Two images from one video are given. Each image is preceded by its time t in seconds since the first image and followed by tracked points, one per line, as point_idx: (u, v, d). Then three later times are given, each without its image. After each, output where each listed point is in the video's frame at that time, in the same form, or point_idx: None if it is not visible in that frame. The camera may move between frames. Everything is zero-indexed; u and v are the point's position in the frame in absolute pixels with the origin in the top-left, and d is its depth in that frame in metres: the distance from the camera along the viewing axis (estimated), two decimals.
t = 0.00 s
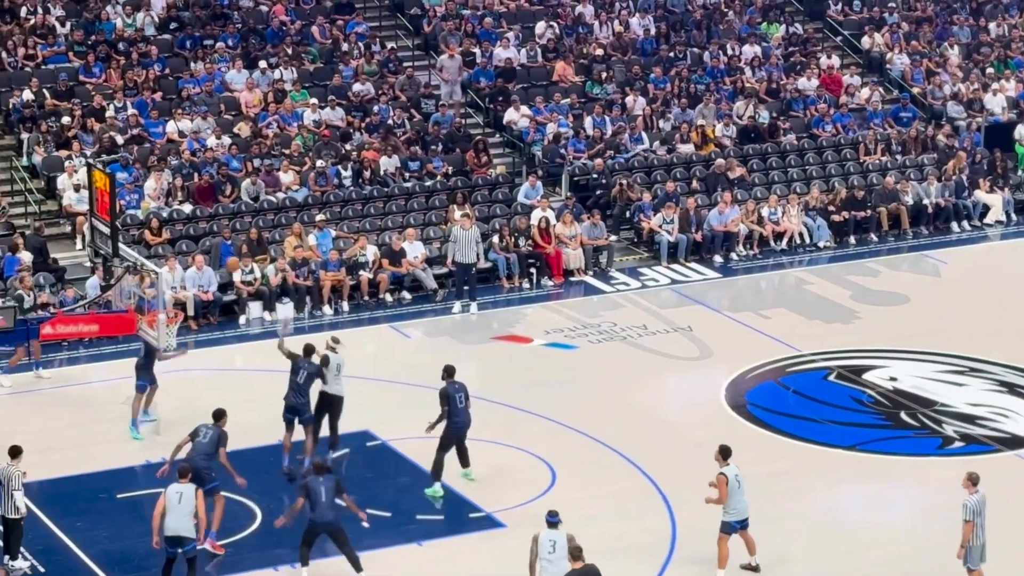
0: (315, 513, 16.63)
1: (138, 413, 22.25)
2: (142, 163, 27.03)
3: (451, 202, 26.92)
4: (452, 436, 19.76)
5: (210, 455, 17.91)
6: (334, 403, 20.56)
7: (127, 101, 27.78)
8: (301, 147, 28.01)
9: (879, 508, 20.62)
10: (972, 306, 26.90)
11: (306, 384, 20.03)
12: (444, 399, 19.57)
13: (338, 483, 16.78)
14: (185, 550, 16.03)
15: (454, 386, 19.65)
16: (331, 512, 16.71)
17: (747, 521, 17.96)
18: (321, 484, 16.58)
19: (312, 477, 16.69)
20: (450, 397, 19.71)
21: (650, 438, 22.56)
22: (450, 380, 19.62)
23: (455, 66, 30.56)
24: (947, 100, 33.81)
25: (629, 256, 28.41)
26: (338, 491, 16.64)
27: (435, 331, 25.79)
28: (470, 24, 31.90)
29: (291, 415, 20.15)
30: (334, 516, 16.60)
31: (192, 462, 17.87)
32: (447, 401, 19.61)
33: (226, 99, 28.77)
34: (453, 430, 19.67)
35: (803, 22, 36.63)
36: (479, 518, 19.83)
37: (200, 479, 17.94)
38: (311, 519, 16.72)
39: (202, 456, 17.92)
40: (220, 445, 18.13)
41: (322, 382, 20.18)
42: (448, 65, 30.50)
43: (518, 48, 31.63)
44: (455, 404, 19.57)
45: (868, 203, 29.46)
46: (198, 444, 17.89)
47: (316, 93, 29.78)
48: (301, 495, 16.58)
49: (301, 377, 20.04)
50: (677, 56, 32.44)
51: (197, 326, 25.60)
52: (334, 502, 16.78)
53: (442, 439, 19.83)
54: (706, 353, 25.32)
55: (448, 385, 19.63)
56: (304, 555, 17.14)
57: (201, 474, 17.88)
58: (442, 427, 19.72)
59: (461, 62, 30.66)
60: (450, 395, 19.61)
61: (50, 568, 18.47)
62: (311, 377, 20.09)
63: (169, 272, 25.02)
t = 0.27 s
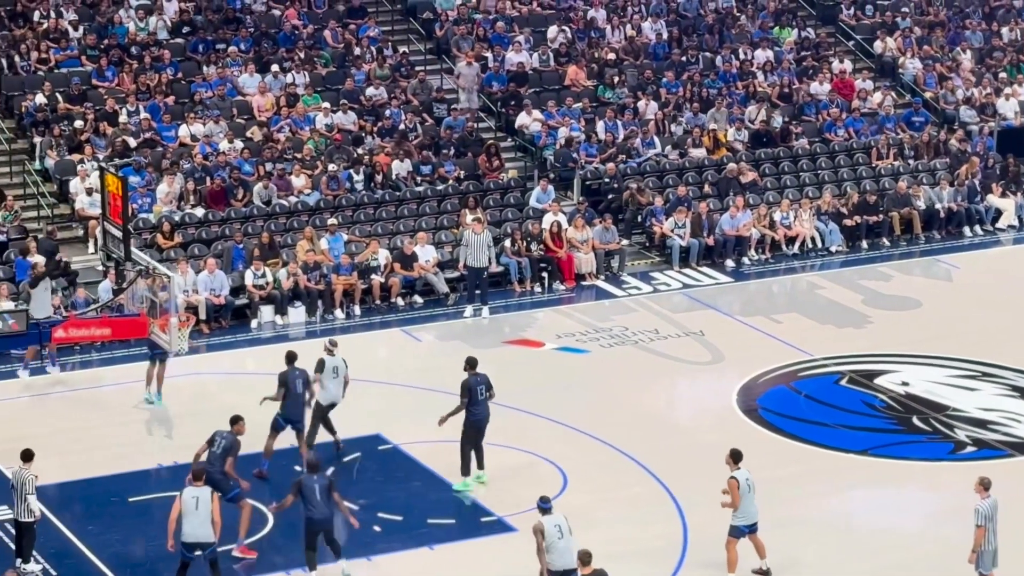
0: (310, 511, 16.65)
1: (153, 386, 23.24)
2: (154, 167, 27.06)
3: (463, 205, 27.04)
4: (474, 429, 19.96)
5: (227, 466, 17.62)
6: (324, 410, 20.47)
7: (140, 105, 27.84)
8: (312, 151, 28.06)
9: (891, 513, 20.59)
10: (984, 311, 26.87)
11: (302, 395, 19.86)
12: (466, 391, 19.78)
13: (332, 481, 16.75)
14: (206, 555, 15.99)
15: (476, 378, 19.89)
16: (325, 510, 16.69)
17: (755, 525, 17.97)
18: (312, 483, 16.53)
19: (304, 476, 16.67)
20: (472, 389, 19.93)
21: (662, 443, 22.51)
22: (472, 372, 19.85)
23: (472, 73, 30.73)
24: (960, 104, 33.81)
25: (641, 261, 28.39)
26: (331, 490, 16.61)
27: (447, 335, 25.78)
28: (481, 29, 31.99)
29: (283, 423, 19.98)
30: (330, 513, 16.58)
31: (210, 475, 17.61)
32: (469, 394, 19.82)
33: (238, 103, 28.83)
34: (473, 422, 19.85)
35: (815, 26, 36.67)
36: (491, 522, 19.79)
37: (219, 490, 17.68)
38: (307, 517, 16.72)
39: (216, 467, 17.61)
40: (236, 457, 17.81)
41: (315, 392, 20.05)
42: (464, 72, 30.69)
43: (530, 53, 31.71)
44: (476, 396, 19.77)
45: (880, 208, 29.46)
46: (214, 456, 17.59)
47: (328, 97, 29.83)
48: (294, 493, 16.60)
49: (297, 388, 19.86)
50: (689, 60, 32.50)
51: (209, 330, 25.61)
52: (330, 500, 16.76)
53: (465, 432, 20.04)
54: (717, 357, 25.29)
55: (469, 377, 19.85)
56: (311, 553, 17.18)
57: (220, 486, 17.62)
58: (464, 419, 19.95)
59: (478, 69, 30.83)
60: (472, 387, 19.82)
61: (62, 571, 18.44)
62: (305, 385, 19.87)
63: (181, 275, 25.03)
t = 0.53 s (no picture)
0: (312, 508, 17.22)
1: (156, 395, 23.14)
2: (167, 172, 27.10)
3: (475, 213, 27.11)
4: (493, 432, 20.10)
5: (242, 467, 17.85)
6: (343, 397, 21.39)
7: (153, 110, 27.89)
8: (324, 156, 28.12)
9: (904, 519, 20.55)
10: (997, 316, 26.86)
11: (300, 391, 20.10)
12: (484, 393, 19.90)
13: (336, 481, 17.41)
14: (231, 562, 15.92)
15: (495, 380, 19.94)
16: (327, 507, 17.30)
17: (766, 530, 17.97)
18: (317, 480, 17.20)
19: (309, 473, 17.32)
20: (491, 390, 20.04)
21: (674, 448, 22.49)
22: (490, 374, 19.91)
23: (487, 82, 30.60)
24: (973, 109, 33.77)
25: (652, 266, 28.35)
26: (334, 487, 17.25)
27: (459, 340, 25.78)
28: (494, 34, 32.13)
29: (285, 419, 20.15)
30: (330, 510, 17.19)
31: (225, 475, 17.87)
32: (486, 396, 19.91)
33: (251, 108, 28.83)
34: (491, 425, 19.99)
35: (828, 31, 36.79)
36: (503, 527, 19.77)
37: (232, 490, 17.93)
38: (308, 515, 17.30)
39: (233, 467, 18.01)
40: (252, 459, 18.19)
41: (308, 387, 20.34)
42: (479, 80, 30.60)
43: (542, 58, 31.77)
44: (494, 398, 19.87)
45: (893, 213, 29.43)
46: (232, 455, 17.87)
47: (341, 102, 29.89)
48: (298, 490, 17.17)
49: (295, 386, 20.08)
50: (702, 65, 32.58)
51: (221, 334, 25.61)
52: (331, 499, 17.37)
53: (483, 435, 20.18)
54: (730, 362, 25.27)
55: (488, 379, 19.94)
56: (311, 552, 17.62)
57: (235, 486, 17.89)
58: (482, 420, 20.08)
59: (493, 76, 30.72)
60: (490, 389, 19.92)
61: None
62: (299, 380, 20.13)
63: (193, 280, 25.05)
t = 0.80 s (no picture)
0: (318, 506, 17.26)
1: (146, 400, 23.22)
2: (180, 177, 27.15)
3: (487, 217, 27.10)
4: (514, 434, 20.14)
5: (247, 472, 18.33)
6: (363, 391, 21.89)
7: (165, 115, 27.92)
8: (337, 161, 28.19)
9: (917, 524, 20.47)
10: (1010, 321, 26.87)
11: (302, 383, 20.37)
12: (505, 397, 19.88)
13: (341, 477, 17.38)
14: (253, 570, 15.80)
15: (514, 385, 19.94)
16: (334, 505, 17.34)
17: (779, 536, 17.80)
18: (321, 478, 17.20)
19: (314, 471, 17.28)
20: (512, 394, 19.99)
21: (685, 453, 22.43)
22: (509, 379, 19.90)
23: (501, 93, 30.64)
24: (985, 116, 33.82)
25: (664, 271, 28.43)
26: (338, 487, 17.22)
27: (471, 346, 25.77)
28: (506, 39, 32.22)
29: (287, 414, 20.37)
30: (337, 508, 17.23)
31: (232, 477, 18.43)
32: (507, 401, 19.90)
33: (263, 113, 28.92)
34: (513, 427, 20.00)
35: (841, 37, 36.91)
36: (516, 533, 19.67)
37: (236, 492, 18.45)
38: (314, 512, 17.33)
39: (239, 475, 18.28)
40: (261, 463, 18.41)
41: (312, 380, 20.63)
42: (494, 92, 30.65)
43: (555, 64, 31.95)
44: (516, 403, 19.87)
45: (905, 219, 29.52)
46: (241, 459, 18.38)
47: (353, 108, 29.97)
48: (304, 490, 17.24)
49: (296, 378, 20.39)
50: (714, 71, 32.76)
51: (233, 339, 25.61)
52: (337, 495, 17.39)
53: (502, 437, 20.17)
54: (742, 369, 25.24)
55: (507, 383, 19.92)
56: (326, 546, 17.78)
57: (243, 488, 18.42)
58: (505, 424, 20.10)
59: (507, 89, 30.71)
60: (511, 394, 19.90)
61: None
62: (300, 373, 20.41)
63: (206, 286, 25.04)
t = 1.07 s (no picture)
0: (332, 508, 17.18)
1: (152, 405, 22.99)
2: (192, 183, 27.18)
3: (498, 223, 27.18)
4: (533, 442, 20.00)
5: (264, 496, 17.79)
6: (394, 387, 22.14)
7: (177, 121, 28.00)
8: (349, 167, 28.24)
9: (933, 527, 20.24)
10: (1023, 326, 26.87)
11: (305, 386, 20.43)
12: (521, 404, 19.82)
13: (357, 480, 17.30)
14: None
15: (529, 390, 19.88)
16: (347, 506, 17.22)
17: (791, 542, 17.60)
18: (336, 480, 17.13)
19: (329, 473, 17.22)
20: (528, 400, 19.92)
21: (697, 457, 22.21)
22: (522, 385, 19.88)
23: (515, 101, 30.93)
24: (998, 122, 33.97)
25: (676, 277, 28.59)
26: (352, 487, 17.14)
27: (483, 352, 25.73)
28: (519, 45, 32.44)
29: (291, 414, 20.47)
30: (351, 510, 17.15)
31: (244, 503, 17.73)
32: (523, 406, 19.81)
33: (275, 119, 29.09)
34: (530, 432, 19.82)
35: (853, 43, 37.11)
36: (528, 538, 19.40)
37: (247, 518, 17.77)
38: (329, 514, 17.25)
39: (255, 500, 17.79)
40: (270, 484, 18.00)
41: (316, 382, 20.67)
42: (507, 99, 30.92)
43: (567, 70, 32.16)
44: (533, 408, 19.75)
45: (917, 225, 29.72)
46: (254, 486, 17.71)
47: (365, 113, 30.05)
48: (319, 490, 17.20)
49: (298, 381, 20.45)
50: (726, 78, 33.01)
51: (245, 344, 25.62)
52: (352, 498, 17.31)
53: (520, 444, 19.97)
54: (754, 375, 25.09)
55: (520, 390, 19.87)
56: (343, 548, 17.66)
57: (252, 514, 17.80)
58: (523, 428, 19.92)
59: (520, 97, 31.01)
60: (528, 400, 19.80)
61: None
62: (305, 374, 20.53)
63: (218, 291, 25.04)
